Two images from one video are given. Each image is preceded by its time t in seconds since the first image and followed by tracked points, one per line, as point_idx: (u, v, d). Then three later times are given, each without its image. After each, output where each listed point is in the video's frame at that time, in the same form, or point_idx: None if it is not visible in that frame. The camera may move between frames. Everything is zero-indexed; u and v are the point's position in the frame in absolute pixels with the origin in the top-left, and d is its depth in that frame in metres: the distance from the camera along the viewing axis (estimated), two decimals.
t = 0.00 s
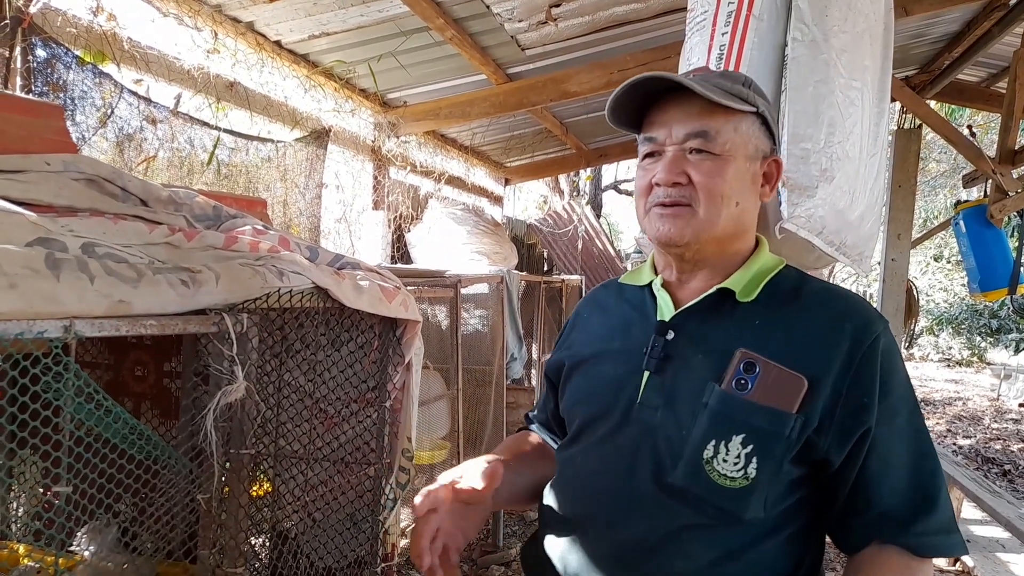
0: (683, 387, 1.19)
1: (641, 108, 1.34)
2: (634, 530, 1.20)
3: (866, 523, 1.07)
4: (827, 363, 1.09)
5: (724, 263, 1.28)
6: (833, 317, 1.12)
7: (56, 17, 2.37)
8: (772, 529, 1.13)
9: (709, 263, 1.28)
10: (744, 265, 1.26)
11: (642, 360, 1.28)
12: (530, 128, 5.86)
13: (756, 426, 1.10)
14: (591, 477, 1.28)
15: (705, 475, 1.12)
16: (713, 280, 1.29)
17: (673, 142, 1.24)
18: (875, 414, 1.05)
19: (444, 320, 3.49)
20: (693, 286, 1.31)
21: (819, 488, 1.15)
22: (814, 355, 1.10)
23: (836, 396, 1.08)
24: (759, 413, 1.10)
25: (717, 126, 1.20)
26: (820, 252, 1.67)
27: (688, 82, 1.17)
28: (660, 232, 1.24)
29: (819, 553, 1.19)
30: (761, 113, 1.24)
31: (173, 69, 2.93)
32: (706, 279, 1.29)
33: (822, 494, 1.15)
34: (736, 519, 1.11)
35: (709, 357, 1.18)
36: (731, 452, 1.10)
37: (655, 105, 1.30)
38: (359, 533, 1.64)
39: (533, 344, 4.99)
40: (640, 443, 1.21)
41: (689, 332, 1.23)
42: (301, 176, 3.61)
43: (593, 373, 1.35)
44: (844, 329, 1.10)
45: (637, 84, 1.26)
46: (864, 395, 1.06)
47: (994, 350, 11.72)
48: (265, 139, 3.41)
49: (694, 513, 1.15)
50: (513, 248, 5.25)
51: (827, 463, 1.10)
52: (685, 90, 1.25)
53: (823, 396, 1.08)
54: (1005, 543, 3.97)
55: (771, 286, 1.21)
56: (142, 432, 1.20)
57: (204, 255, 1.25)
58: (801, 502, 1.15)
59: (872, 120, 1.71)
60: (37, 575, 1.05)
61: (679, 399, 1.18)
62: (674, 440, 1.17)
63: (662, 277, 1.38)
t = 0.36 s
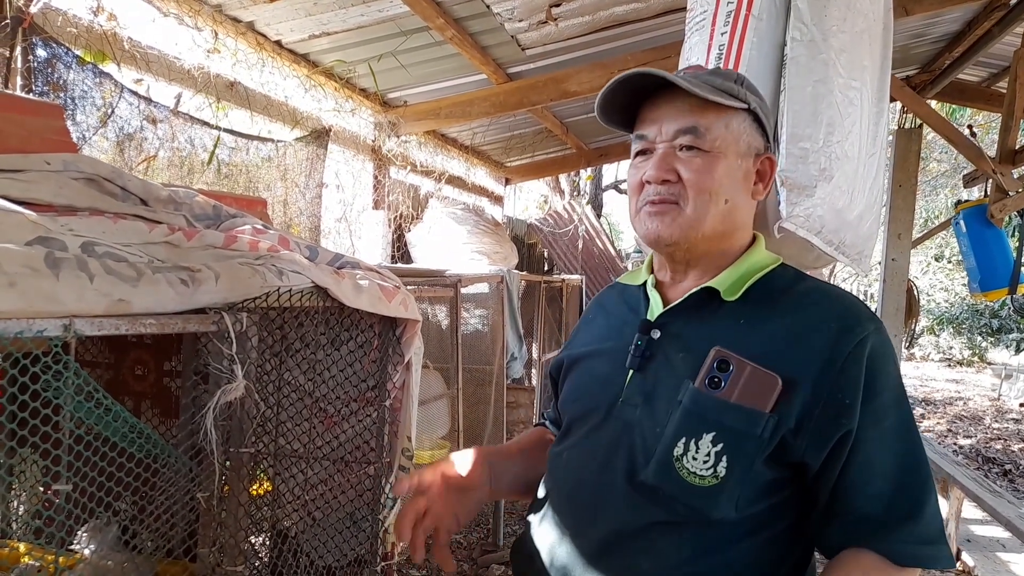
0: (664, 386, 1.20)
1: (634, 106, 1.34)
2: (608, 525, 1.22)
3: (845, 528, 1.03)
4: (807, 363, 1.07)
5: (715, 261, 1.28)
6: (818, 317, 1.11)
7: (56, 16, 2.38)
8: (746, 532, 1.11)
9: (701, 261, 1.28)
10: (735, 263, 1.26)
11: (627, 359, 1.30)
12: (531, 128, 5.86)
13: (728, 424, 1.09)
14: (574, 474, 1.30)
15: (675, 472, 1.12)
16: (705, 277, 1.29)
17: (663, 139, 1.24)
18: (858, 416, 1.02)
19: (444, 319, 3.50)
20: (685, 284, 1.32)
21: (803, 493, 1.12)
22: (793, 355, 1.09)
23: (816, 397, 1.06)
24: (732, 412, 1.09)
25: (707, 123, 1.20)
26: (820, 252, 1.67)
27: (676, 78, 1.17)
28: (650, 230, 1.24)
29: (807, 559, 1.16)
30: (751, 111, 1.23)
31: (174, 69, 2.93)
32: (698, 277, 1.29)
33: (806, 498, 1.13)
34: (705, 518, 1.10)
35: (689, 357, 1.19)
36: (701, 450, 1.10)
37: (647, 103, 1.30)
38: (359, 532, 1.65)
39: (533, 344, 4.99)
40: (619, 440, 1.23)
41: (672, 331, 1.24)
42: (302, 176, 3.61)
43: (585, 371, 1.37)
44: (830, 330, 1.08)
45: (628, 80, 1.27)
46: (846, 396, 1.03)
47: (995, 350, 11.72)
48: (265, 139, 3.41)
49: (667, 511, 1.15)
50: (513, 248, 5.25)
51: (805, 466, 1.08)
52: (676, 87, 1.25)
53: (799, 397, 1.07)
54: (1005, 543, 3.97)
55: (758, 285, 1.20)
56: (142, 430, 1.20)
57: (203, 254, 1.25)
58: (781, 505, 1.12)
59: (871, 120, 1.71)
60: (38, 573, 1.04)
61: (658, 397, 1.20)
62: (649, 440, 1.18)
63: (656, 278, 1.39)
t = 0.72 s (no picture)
0: (666, 390, 1.19)
1: (634, 108, 1.34)
2: (610, 529, 1.22)
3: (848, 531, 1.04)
4: (810, 368, 1.08)
5: (716, 265, 1.28)
6: (820, 322, 1.11)
7: (59, 18, 2.39)
8: (748, 536, 1.11)
9: (701, 265, 1.28)
10: (735, 267, 1.26)
11: (628, 361, 1.29)
12: (532, 129, 5.86)
13: (732, 430, 1.09)
14: (575, 477, 1.29)
15: (680, 478, 1.12)
16: (706, 282, 1.29)
17: (665, 143, 1.24)
18: (861, 421, 1.02)
19: (445, 320, 3.50)
20: (685, 288, 1.32)
21: (804, 496, 1.12)
22: (795, 359, 1.09)
23: (819, 402, 1.06)
24: (736, 418, 1.09)
25: (709, 127, 1.20)
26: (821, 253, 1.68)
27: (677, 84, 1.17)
28: (651, 234, 1.23)
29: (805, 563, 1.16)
30: (752, 115, 1.24)
31: (176, 70, 2.94)
32: (698, 281, 1.29)
33: (807, 502, 1.13)
34: (709, 523, 1.10)
35: (691, 361, 1.19)
36: (706, 455, 1.10)
37: (647, 105, 1.30)
38: (359, 533, 1.65)
39: (534, 345, 4.99)
40: (621, 444, 1.23)
41: (675, 334, 1.24)
42: (304, 177, 3.62)
43: (584, 373, 1.37)
44: (831, 334, 1.09)
45: (628, 83, 1.26)
46: (849, 400, 1.03)
47: (996, 351, 11.71)
48: (267, 140, 3.41)
49: (670, 516, 1.15)
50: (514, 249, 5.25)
51: (807, 470, 1.08)
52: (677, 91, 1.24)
53: (803, 402, 1.07)
54: (1006, 545, 3.97)
55: (759, 289, 1.20)
56: (144, 432, 1.20)
57: (206, 256, 1.26)
58: (782, 510, 1.12)
59: (873, 122, 1.71)
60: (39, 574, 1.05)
61: (661, 402, 1.19)
62: (651, 444, 1.18)
63: (655, 279, 1.39)
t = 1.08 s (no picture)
0: (673, 393, 1.19)
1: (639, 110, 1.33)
2: (621, 535, 1.21)
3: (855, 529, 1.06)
4: (814, 370, 1.08)
5: (713, 268, 1.29)
6: (820, 324, 1.12)
7: (60, 20, 2.40)
8: (757, 536, 1.13)
9: (699, 267, 1.28)
10: (733, 270, 1.26)
11: (631, 365, 1.29)
12: (532, 130, 5.87)
13: (744, 432, 1.09)
14: (579, 482, 1.28)
15: (693, 480, 1.11)
16: (704, 285, 1.29)
17: (672, 146, 1.24)
18: (864, 421, 1.05)
19: (446, 322, 3.50)
20: (683, 291, 1.32)
21: (807, 495, 1.14)
22: (800, 361, 1.10)
23: (826, 402, 1.07)
24: (746, 419, 1.09)
25: (716, 132, 1.21)
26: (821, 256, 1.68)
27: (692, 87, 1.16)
28: (654, 234, 1.23)
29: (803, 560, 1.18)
30: (758, 123, 1.25)
31: (177, 72, 2.94)
32: (696, 285, 1.29)
33: (809, 500, 1.14)
34: (723, 524, 1.10)
35: (698, 364, 1.18)
36: (719, 457, 1.10)
37: (654, 108, 1.29)
38: (361, 535, 1.65)
39: (534, 346, 4.98)
40: (627, 448, 1.22)
41: (677, 337, 1.23)
42: (304, 178, 3.62)
43: (583, 377, 1.36)
44: (833, 336, 1.10)
45: (638, 84, 1.25)
46: (853, 402, 1.05)
47: (996, 353, 11.69)
48: (267, 142, 3.42)
49: (683, 518, 1.14)
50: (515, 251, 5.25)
51: (813, 469, 1.09)
52: (685, 95, 1.25)
53: (810, 404, 1.07)
54: (1007, 546, 3.97)
55: (759, 293, 1.21)
56: (145, 434, 1.20)
57: (207, 258, 1.26)
58: (789, 508, 1.13)
59: (872, 125, 1.71)
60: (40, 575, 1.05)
61: (668, 405, 1.19)
62: (662, 447, 1.17)
63: (652, 282, 1.39)
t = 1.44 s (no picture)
0: (672, 388, 1.19)
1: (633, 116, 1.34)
2: (621, 531, 1.21)
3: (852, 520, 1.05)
4: (810, 363, 1.09)
5: (709, 268, 1.29)
6: (815, 319, 1.13)
7: (61, 20, 2.40)
8: (756, 529, 1.13)
9: (696, 268, 1.29)
10: (729, 269, 1.27)
11: (631, 363, 1.29)
12: (533, 129, 5.87)
13: (742, 425, 1.10)
14: (578, 478, 1.29)
15: (693, 472, 1.12)
16: (701, 285, 1.30)
17: (667, 150, 1.24)
18: (860, 413, 1.05)
19: (446, 321, 3.50)
20: (680, 291, 1.32)
21: (805, 490, 1.14)
22: (796, 356, 1.10)
23: (822, 395, 1.08)
24: (744, 413, 1.10)
25: (709, 135, 1.21)
26: (819, 255, 1.68)
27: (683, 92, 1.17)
28: (651, 237, 1.24)
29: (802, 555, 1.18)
30: (749, 124, 1.25)
31: (177, 72, 2.95)
32: (693, 285, 1.30)
33: (807, 494, 1.15)
34: (723, 516, 1.11)
35: (696, 360, 1.19)
36: (718, 450, 1.11)
37: (648, 112, 1.30)
38: (360, 534, 1.65)
39: (535, 345, 4.99)
40: (627, 444, 1.23)
41: (676, 334, 1.24)
42: (304, 177, 3.62)
43: (583, 375, 1.36)
44: (828, 331, 1.10)
45: (630, 91, 1.26)
46: (849, 393, 1.05)
47: (997, 351, 11.69)
48: (267, 141, 3.42)
49: (684, 511, 1.15)
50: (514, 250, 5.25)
51: (812, 462, 1.10)
52: (678, 99, 1.25)
53: (806, 397, 1.08)
54: (1006, 545, 3.97)
55: (755, 290, 1.21)
56: (145, 433, 1.21)
57: (207, 258, 1.26)
58: (788, 501, 1.14)
59: (870, 125, 1.71)
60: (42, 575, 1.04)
61: (667, 400, 1.19)
62: (662, 441, 1.18)
63: (650, 281, 1.39)
